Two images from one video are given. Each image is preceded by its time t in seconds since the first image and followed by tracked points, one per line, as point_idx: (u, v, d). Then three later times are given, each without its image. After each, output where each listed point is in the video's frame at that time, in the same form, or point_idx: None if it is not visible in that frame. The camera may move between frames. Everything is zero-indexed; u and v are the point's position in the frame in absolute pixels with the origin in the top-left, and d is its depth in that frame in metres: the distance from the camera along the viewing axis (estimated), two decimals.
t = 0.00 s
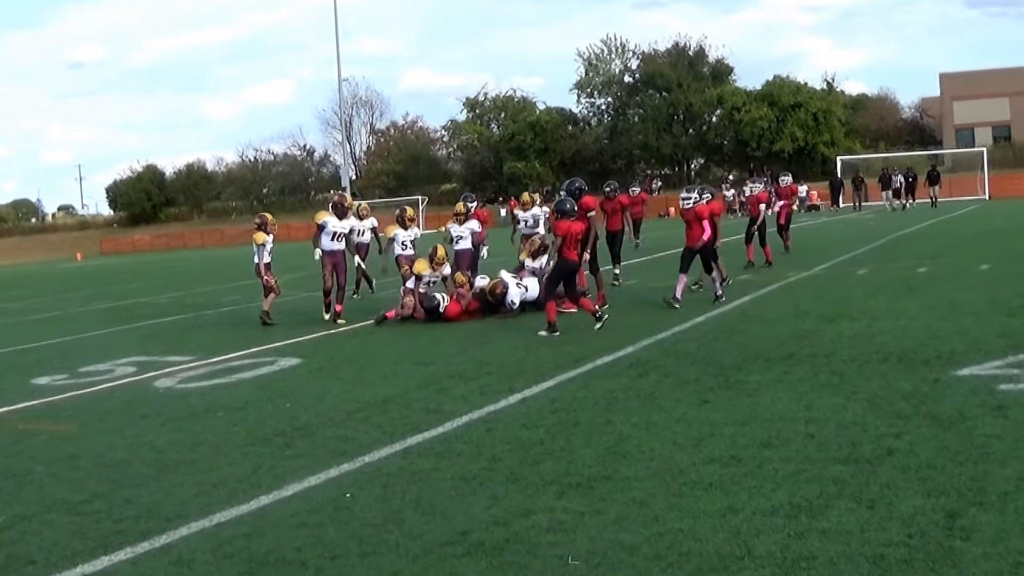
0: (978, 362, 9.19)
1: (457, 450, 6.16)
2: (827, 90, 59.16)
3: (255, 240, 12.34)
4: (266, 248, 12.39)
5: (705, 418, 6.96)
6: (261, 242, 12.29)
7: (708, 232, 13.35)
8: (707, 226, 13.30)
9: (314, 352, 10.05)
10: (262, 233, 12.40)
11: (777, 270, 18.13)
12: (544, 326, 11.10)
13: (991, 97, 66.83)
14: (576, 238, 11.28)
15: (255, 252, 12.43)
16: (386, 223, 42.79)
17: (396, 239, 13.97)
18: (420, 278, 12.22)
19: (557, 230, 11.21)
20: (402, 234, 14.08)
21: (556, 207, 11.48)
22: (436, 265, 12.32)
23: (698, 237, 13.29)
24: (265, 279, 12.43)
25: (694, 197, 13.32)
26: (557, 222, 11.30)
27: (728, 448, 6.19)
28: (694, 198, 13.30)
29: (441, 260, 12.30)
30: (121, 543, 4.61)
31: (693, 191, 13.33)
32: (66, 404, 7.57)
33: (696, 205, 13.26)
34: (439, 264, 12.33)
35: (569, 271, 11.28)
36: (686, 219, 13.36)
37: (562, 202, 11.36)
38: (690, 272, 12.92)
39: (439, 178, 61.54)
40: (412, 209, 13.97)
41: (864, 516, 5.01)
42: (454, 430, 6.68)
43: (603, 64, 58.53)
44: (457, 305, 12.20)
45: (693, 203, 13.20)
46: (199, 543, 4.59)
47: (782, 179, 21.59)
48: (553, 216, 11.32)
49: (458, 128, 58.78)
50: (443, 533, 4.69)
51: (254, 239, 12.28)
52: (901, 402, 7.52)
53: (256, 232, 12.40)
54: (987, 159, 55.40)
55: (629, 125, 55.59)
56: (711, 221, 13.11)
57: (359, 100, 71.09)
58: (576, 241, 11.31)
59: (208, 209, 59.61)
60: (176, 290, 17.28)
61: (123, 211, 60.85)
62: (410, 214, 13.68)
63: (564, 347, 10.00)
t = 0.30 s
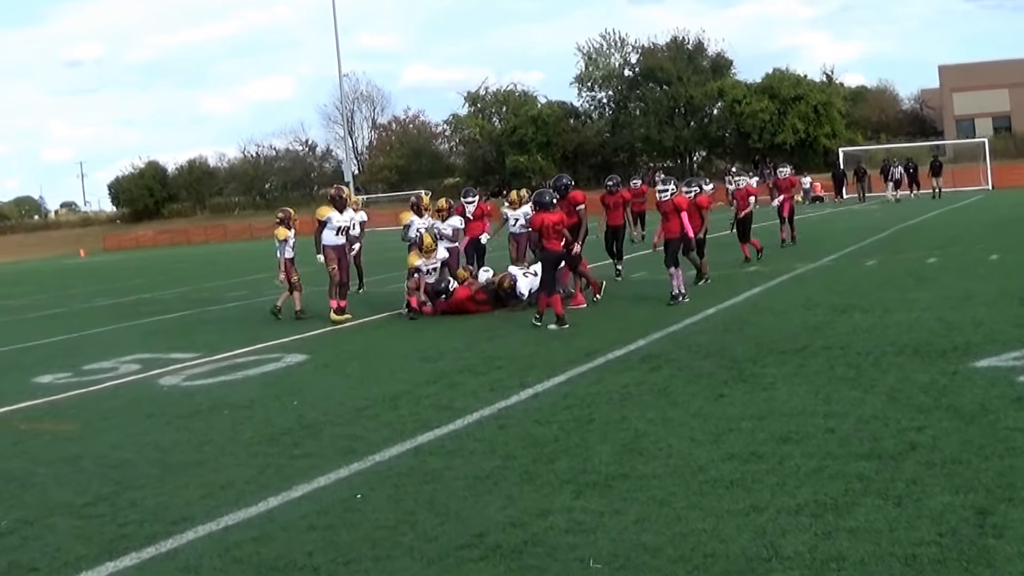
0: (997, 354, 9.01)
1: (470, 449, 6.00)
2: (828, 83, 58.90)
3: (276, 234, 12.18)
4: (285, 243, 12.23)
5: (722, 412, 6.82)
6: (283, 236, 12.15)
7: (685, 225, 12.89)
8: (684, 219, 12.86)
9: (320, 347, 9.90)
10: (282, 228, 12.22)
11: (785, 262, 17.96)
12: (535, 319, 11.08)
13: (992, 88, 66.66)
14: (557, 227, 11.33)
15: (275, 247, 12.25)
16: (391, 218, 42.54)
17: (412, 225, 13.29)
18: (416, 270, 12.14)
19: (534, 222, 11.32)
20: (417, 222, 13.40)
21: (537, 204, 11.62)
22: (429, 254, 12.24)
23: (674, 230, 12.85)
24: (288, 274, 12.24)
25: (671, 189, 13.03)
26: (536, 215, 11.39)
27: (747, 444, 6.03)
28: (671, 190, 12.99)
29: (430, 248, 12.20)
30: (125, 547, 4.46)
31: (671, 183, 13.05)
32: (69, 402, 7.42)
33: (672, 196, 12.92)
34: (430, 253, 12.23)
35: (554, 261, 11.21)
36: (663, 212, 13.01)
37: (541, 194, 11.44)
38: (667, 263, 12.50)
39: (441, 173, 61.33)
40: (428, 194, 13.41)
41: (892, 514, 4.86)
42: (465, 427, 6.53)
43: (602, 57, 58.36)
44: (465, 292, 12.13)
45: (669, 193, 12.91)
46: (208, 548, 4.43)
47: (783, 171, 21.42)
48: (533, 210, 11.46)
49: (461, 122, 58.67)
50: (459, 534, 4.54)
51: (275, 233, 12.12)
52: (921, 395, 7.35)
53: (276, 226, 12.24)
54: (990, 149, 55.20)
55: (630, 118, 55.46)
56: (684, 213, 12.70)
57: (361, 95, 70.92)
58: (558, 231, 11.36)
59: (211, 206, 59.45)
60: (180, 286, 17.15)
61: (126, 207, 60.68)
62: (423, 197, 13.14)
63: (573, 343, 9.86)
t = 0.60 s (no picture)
0: (1014, 345, 8.85)
1: (486, 446, 5.85)
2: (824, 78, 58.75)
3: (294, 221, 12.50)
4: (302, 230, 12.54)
5: (741, 407, 6.66)
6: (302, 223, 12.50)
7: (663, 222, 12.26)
8: (661, 216, 12.19)
9: (324, 342, 9.74)
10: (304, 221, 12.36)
11: (789, 255, 17.81)
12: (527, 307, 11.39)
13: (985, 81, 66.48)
14: (549, 222, 11.34)
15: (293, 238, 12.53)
16: (388, 213, 42.30)
17: (420, 214, 12.74)
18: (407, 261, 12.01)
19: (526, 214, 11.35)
20: (427, 211, 12.82)
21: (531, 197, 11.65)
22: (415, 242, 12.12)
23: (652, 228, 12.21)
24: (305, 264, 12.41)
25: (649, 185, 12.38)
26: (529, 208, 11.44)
27: (770, 440, 5.87)
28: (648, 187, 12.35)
29: (414, 237, 12.12)
30: (136, 550, 4.30)
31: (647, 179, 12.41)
32: (72, 399, 7.25)
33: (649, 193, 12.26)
34: (415, 242, 12.12)
35: (545, 255, 11.33)
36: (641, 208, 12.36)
37: (536, 187, 11.49)
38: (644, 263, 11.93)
39: (437, 168, 61.10)
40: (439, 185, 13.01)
41: (927, 511, 4.69)
42: (479, 425, 6.36)
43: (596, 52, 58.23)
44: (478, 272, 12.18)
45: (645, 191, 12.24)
46: (222, 551, 4.27)
47: (778, 163, 21.29)
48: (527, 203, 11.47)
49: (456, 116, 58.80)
50: (482, 534, 4.38)
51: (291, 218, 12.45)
52: (943, 388, 7.19)
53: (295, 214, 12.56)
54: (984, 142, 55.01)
55: (625, 113, 55.33)
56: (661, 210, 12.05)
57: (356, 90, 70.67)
58: (551, 225, 11.37)
59: (207, 201, 59.21)
60: (179, 281, 16.97)
61: (122, 203, 60.47)
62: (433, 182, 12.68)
63: (581, 337, 9.71)
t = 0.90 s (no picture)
0: None
1: (501, 443, 5.68)
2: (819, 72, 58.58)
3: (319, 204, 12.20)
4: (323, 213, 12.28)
5: (759, 401, 6.51)
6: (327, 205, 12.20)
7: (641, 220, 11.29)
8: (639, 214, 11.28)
9: (328, 337, 9.58)
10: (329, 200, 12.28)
11: (792, 247, 17.62)
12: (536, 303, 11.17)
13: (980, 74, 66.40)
14: (547, 213, 11.10)
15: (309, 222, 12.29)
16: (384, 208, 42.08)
17: (419, 207, 12.08)
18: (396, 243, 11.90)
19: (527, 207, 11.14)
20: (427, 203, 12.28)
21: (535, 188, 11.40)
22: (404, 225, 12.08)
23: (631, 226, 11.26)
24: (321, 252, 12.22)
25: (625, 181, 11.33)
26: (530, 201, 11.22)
27: (793, 435, 5.71)
28: (626, 183, 11.27)
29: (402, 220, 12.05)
30: (146, 552, 4.14)
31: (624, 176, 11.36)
32: (74, 397, 7.08)
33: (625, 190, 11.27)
34: (403, 224, 12.04)
35: (545, 248, 11.06)
36: (616, 207, 11.36)
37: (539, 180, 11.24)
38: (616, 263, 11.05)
39: (433, 163, 60.91)
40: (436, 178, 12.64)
41: (965, 509, 4.52)
42: (491, 421, 6.21)
43: (593, 47, 58.12)
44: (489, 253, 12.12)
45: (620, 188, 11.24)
46: (234, 555, 4.10)
47: (777, 156, 21.06)
48: (529, 197, 11.33)
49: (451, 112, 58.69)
50: (506, 536, 4.21)
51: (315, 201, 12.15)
52: (962, 380, 7.04)
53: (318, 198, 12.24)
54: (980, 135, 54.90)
55: (621, 107, 55.17)
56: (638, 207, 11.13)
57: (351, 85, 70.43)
58: (550, 217, 11.12)
59: (203, 197, 58.98)
60: (179, 277, 16.80)
61: (118, 200, 60.22)
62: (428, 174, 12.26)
63: (588, 331, 9.56)
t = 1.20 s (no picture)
0: None
1: (517, 441, 5.52)
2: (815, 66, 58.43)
3: (312, 204, 11.83)
4: (313, 213, 11.90)
5: (779, 396, 6.35)
6: (320, 204, 11.87)
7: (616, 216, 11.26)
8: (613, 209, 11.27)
9: (332, 334, 9.40)
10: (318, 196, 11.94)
11: (795, 241, 17.48)
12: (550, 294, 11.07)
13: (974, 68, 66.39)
14: (548, 208, 10.87)
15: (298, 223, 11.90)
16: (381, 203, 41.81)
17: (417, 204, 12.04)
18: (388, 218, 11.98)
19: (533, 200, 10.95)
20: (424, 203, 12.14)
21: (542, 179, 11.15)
22: (393, 200, 12.21)
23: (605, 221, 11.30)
24: (312, 251, 11.91)
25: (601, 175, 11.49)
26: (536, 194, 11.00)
27: (817, 431, 5.55)
28: (601, 177, 11.46)
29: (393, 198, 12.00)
30: (157, 558, 3.97)
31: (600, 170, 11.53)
32: (75, 394, 6.90)
33: (601, 183, 11.37)
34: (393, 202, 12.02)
35: (555, 243, 10.91)
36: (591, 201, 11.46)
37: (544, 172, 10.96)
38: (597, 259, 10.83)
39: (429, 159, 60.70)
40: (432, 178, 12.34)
41: (1003, 507, 4.37)
42: (505, 419, 6.03)
43: (588, 42, 57.99)
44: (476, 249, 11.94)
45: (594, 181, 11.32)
46: (249, 559, 3.94)
47: (776, 150, 20.86)
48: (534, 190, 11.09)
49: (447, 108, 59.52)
50: (532, 538, 4.05)
51: (309, 201, 11.76)
52: (983, 374, 6.89)
53: (310, 198, 11.84)
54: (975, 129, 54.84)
55: (617, 103, 54.96)
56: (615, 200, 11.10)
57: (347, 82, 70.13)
58: (552, 210, 10.89)
59: (199, 194, 58.67)
60: (177, 274, 16.58)
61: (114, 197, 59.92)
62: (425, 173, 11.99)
63: (597, 326, 9.40)
